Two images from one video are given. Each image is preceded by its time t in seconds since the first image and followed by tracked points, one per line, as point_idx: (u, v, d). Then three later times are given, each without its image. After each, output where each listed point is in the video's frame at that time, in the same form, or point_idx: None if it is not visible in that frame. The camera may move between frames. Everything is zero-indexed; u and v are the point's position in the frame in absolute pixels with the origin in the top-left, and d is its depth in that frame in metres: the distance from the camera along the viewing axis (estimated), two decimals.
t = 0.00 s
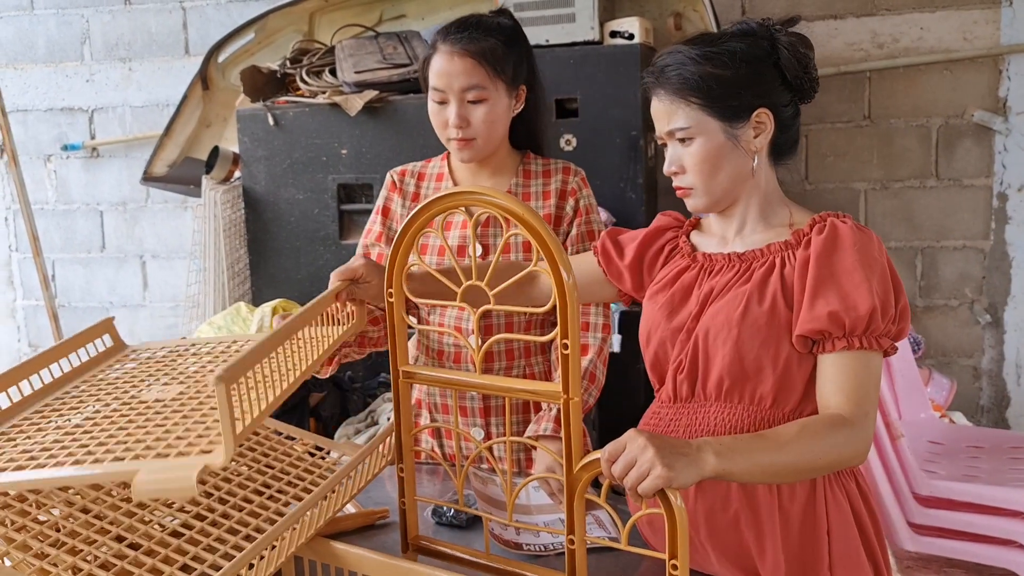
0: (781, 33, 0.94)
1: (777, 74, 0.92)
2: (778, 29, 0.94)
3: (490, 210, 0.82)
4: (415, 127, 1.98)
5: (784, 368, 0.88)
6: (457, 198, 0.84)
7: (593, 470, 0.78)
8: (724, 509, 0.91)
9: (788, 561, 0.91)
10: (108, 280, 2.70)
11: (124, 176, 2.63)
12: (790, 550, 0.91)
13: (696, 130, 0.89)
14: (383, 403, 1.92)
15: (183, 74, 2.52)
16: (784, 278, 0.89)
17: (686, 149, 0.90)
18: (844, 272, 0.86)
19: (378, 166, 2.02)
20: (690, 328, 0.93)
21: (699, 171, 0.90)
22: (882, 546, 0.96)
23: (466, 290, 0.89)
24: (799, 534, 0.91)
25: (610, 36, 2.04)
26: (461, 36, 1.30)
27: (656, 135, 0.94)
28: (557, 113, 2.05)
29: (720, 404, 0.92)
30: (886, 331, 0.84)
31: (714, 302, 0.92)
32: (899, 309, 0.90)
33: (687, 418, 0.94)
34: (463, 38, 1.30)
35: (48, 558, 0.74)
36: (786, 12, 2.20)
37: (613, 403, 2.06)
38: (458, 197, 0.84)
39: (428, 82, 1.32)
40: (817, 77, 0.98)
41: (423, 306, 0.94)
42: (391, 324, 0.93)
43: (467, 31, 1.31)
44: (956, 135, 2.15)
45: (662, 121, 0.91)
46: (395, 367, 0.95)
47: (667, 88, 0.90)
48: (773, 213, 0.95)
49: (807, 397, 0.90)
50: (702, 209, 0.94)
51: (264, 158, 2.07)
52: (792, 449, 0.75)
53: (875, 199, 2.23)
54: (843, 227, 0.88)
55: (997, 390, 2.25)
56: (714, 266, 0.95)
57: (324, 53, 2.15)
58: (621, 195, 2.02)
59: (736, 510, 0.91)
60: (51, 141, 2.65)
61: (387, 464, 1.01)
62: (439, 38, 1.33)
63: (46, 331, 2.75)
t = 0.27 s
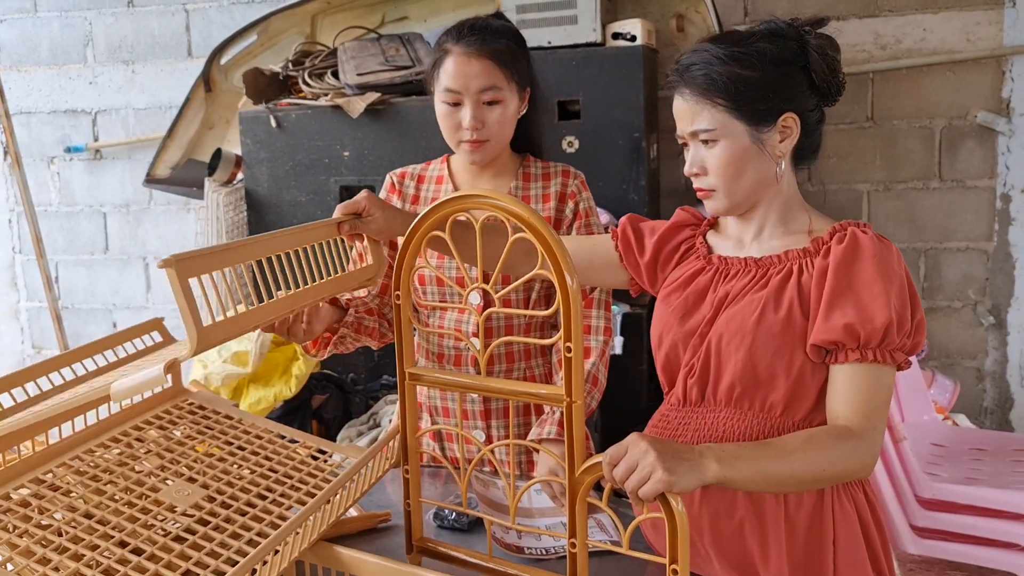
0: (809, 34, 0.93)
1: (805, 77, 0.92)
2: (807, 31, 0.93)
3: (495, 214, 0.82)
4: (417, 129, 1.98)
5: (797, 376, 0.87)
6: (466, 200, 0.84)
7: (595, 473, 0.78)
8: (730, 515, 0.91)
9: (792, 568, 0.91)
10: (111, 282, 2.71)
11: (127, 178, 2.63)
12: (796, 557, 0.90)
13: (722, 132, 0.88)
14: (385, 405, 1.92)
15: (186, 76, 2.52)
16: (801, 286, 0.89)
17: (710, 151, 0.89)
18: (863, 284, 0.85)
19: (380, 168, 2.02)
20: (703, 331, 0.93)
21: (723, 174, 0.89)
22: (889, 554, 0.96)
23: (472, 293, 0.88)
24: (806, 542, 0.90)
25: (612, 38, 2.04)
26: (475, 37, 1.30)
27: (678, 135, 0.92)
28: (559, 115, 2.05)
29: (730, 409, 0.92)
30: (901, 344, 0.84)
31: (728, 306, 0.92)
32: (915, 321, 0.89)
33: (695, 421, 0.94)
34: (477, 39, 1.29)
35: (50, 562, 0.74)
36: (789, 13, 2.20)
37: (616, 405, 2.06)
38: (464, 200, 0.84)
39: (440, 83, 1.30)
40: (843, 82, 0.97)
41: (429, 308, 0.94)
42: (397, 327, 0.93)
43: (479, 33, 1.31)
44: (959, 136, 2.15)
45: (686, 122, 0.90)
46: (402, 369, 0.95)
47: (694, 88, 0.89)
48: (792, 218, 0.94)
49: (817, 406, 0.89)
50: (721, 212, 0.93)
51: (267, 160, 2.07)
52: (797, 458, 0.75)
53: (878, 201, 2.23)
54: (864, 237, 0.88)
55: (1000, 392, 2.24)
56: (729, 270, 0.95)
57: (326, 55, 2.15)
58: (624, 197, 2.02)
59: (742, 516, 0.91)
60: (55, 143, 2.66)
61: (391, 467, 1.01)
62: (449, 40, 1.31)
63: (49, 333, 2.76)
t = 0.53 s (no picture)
0: (840, 37, 0.92)
1: (832, 81, 0.90)
2: (837, 34, 0.92)
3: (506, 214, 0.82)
4: (419, 131, 1.99)
5: (805, 383, 0.87)
6: (478, 202, 0.84)
7: (596, 473, 0.79)
8: (732, 518, 0.91)
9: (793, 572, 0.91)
10: (114, 283, 2.71)
11: (130, 180, 2.64)
12: (798, 560, 0.90)
13: (742, 133, 0.88)
14: (387, 406, 1.93)
15: (190, 77, 2.53)
16: (815, 291, 0.87)
17: (731, 152, 0.89)
18: (878, 293, 0.84)
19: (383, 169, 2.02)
20: (714, 332, 0.92)
21: (742, 175, 0.89)
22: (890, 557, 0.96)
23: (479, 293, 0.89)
24: (808, 545, 0.90)
25: (614, 39, 2.05)
26: (495, 45, 1.29)
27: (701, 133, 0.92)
28: (562, 116, 2.05)
29: (736, 410, 0.91)
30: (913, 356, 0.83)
31: (740, 308, 0.91)
32: (928, 332, 0.88)
33: (700, 420, 0.94)
34: (497, 48, 1.29)
35: (53, 561, 0.75)
36: (792, 14, 2.20)
37: (618, 405, 2.06)
38: (475, 201, 0.85)
39: (459, 91, 1.29)
40: (871, 86, 0.96)
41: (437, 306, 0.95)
42: (407, 325, 0.95)
43: (501, 41, 1.30)
44: (962, 137, 2.15)
45: (708, 121, 0.90)
46: (411, 367, 0.96)
47: (718, 88, 0.89)
48: (811, 222, 0.93)
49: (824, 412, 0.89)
50: (741, 213, 0.92)
51: (270, 162, 2.07)
52: (799, 464, 0.76)
53: (880, 202, 2.22)
54: (883, 246, 0.86)
55: (1003, 392, 2.24)
56: (744, 270, 0.93)
57: (329, 57, 2.16)
58: (626, 199, 2.02)
59: (744, 518, 0.91)
60: (59, 145, 2.66)
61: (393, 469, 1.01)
62: (470, 48, 1.30)
63: (54, 333, 2.77)
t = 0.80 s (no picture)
0: (862, 43, 0.89)
1: (852, 90, 0.88)
2: (858, 40, 0.89)
3: (515, 221, 0.82)
4: (421, 134, 1.99)
5: (812, 390, 0.86)
6: (486, 207, 0.84)
7: (596, 477, 0.79)
8: (732, 521, 0.91)
9: None
10: (117, 286, 2.72)
11: (133, 183, 2.65)
12: (798, 566, 0.90)
13: (759, 141, 0.86)
14: (389, 408, 1.93)
15: (192, 81, 2.54)
16: (827, 297, 0.87)
17: (749, 159, 0.87)
18: (890, 303, 0.83)
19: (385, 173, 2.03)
20: (724, 334, 0.92)
21: (759, 184, 0.88)
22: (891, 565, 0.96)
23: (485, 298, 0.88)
24: (808, 551, 0.90)
25: (616, 42, 2.05)
26: (519, 66, 1.29)
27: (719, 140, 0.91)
28: (564, 120, 2.05)
29: (742, 414, 0.91)
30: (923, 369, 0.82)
31: (750, 311, 0.91)
32: (939, 346, 0.87)
33: (706, 422, 0.93)
34: (522, 69, 1.29)
35: (56, 566, 0.75)
36: (794, 17, 2.20)
37: (620, 408, 2.06)
38: (486, 206, 0.84)
39: (482, 111, 1.28)
40: (893, 91, 0.94)
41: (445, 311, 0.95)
42: (417, 328, 0.94)
43: (524, 61, 1.29)
44: (963, 140, 2.15)
45: (724, 128, 0.89)
46: (418, 370, 0.95)
47: (736, 95, 0.87)
48: (828, 228, 0.92)
49: (830, 421, 0.88)
50: (758, 220, 0.91)
51: (272, 165, 2.08)
52: (801, 472, 0.76)
53: (882, 205, 2.23)
54: (897, 255, 0.85)
55: (1005, 395, 2.24)
56: (757, 274, 0.93)
57: (331, 60, 2.16)
58: (627, 201, 2.02)
59: (744, 522, 0.91)
60: (62, 148, 2.67)
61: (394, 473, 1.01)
62: (493, 68, 1.29)
63: (57, 336, 2.78)
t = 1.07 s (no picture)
0: (891, 47, 0.86)
1: (877, 96, 0.85)
2: (888, 45, 0.86)
3: (521, 223, 0.82)
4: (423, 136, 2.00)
5: (820, 398, 0.84)
6: (496, 209, 0.84)
7: (597, 479, 0.78)
8: (732, 524, 0.91)
9: None
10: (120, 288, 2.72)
11: (136, 185, 2.65)
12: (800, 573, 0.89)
13: (781, 142, 0.83)
14: (391, 410, 1.93)
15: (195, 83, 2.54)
16: (841, 304, 0.85)
17: (769, 161, 0.84)
18: (905, 313, 0.80)
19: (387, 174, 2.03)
20: (734, 336, 0.90)
21: (779, 186, 0.85)
22: None
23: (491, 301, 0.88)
24: (810, 558, 0.89)
25: (618, 44, 2.05)
26: (543, 79, 1.29)
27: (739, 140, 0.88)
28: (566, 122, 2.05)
29: (749, 418, 0.89)
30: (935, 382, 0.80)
31: (762, 314, 0.89)
32: (955, 359, 0.84)
33: (712, 424, 0.91)
34: (545, 83, 1.29)
35: (57, 568, 0.75)
36: (796, 19, 2.20)
37: (622, 411, 2.06)
38: (494, 208, 0.84)
39: (505, 122, 1.28)
40: (921, 98, 0.90)
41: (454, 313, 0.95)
42: (427, 329, 0.94)
43: (548, 74, 1.30)
44: (967, 142, 2.14)
45: (745, 128, 0.86)
46: (427, 370, 0.95)
47: (759, 95, 0.84)
48: (847, 234, 0.89)
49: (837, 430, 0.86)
50: (776, 223, 0.88)
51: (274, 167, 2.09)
52: (805, 481, 0.75)
53: (884, 207, 2.22)
54: (916, 264, 0.83)
55: (1009, 398, 2.23)
56: (772, 277, 0.91)
57: (334, 62, 2.17)
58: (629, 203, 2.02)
59: (744, 526, 0.90)
60: (65, 150, 2.67)
61: (395, 475, 1.01)
62: (517, 80, 1.29)
63: (60, 337, 2.78)
